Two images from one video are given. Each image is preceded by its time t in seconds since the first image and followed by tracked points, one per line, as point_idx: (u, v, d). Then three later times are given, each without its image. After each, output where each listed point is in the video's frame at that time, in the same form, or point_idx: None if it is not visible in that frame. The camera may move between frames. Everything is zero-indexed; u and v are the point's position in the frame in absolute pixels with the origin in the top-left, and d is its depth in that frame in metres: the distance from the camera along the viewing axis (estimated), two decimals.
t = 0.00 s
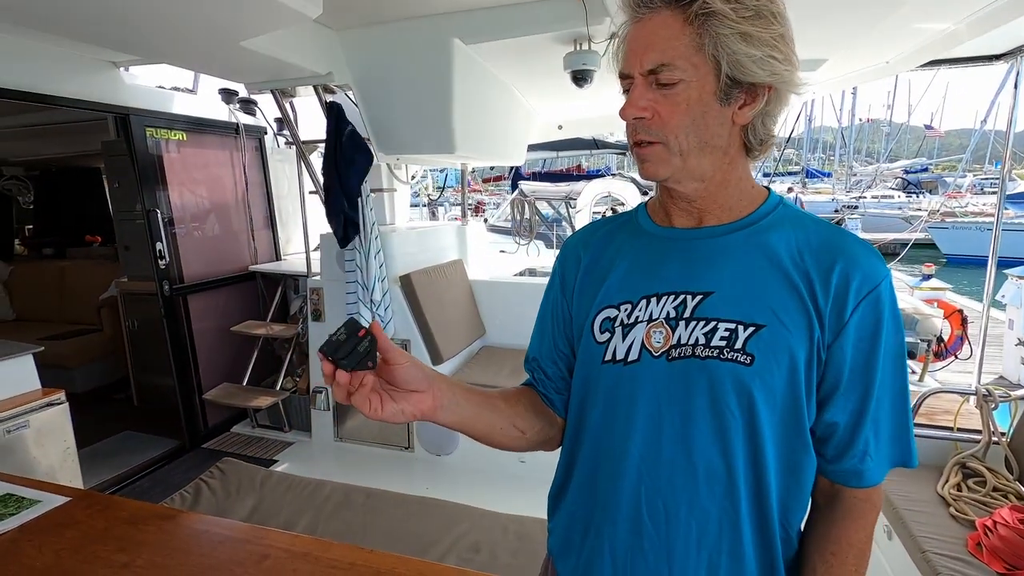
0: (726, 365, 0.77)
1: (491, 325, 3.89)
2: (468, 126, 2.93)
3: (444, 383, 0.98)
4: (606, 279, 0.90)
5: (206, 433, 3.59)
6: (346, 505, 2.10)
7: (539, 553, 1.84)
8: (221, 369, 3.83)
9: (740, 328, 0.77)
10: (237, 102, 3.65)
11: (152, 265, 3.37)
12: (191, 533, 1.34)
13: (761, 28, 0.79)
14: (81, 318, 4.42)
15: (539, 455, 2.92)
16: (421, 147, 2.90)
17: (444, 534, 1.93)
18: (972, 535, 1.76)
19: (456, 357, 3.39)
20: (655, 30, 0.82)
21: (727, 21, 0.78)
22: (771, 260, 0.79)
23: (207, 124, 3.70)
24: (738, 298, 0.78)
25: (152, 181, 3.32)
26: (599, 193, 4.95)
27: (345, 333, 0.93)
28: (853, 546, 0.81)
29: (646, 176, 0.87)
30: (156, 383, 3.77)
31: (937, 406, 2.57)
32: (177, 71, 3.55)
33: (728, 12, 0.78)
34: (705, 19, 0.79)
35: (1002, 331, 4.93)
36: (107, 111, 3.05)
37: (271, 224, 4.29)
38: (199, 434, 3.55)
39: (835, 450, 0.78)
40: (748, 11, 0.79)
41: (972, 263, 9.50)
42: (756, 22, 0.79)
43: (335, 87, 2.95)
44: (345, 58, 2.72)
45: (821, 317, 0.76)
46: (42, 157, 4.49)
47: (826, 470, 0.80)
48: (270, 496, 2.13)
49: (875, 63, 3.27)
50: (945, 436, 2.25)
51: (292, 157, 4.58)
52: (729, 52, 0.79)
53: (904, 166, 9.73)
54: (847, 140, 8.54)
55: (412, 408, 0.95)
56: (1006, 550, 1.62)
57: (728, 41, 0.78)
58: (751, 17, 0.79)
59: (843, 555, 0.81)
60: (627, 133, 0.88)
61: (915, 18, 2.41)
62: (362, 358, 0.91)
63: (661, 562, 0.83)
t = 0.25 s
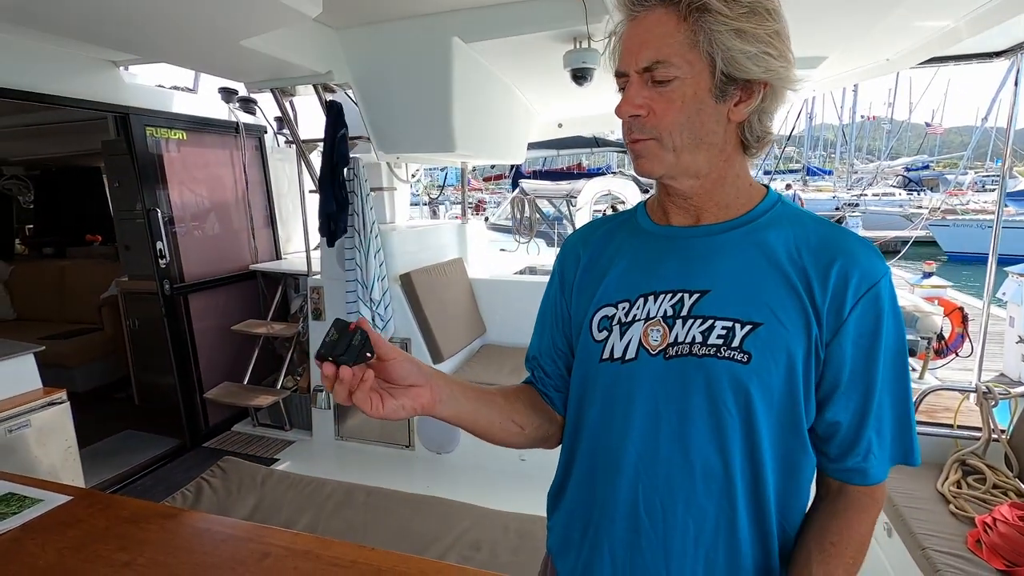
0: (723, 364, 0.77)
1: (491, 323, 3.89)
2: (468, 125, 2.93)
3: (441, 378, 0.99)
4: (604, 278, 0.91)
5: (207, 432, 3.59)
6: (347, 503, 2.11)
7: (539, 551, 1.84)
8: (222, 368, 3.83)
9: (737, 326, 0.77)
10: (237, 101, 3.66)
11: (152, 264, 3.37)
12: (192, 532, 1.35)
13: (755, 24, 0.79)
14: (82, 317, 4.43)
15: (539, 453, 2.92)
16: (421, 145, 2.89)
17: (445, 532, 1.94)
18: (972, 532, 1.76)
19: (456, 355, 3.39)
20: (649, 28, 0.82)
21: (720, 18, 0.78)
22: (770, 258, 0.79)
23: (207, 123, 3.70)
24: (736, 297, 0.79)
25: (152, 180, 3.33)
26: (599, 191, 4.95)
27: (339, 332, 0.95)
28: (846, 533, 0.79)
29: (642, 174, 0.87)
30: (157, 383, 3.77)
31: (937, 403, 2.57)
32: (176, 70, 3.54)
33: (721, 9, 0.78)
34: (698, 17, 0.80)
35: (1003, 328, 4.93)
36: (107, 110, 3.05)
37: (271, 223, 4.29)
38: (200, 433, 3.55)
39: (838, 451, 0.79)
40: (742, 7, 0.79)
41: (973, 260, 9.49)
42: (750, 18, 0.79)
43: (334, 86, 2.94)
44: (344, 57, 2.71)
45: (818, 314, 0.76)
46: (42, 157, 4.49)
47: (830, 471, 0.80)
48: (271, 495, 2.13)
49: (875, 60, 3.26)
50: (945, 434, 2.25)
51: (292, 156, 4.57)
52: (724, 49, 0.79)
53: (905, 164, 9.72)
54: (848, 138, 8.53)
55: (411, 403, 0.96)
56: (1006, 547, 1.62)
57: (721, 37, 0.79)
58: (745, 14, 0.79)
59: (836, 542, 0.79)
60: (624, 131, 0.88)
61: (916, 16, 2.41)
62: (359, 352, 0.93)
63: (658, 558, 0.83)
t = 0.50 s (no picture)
0: (726, 358, 0.77)
1: (494, 321, 3.89)
2: (470, 122, 2.93)
3: (452, 376, 0.99)
4: (607, 274, 0.91)
5: (211, 430, 3.61)
6: (351, 501, 2.11)
7: (543, 548, 1.84)
8: (225, 367, 3.84)
9: (740, 321, 0.77)
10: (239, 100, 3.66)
11: (155, 263, 3.37)
12: (196, 529, 1.35)
13: (757, 17, 0.79)
14: (86, 317, 4.44)
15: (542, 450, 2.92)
16: (422, 143, 2.89)
17: (448, 530, 1.94)
18: (976, 529, 1.76)
19: (459, 354, 3.39)
20: (651, 23, 0.82)
21: (722, 11, 0.78)
22: (773, 253, 0.79)
23: (210, 123, 3.71)
24: (738, 292, 0.79)
25: (155, 180, 3.33)
26: (602, 189, 4.95)
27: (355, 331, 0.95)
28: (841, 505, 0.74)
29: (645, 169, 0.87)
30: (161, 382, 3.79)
31: (941, 400, 2.57)
32: (179, 69, 3.55)
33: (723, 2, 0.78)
34: (699, 11, 0.80)
35: (1007, 325, 4.91)
36: (109, 110, 3.06)
37: (273, 222, 4.30)
38: (204, 432, 3.56)
39: (841, 442, 0.76)
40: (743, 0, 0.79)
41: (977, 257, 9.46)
42: (751, 11, 0.79)
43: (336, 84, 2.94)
44: (346, 55, 2.71)
45: (823, 308, 0.75)
46: (45, 157, 4.51)
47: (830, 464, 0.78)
48: (275, 493, 2.14)
49: (878, 56, 3.25)
50: (949, 431, 2.24)
51: (294, 156, 4.55)
52: (725, 42, 0.79)
53: (908, 161, 9.69)
54: (851, 135, 8.51)
55: (423, 401, 0.95)
56: (1010, 543, 1.62)
57: (723, 30, 0.79)
58: (746, 7, 0.79)
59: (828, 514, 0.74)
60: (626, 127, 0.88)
61: (919, 12, 2.40)
62: (374, 354, 0.93)
63: (662, 552, 0.84)
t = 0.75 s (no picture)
0: (731, 356, 0.76)
1: (497, 321, 3.89)
2: (473, 121, 2.92)
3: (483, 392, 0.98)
4: (614, 272, 0.91)
5: (215, 430, 3.62)
6: (355, 500, 2.11)
7: (547, 547, 1.84)
8: (229, 367, 3.85)
9: (745, 317, 0.76)
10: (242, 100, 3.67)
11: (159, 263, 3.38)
12: (201, 528, 1.35)
13: (765, 12, 0.79)
14: (91, 316, 4.46)
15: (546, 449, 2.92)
16: (426, 142, 2.89)
17: (453, 528, 1.94)
18: (983, 527, 1.75)
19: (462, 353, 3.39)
20: (660, 20, 0.82)
21: (731, 7, 0.78)
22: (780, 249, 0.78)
23: (213, 123, 3.72)
24: (743, 288, 0.78)
25: (159, 180, 3.34)
26: (605, 187, 4.95)
27: (398, 340, 0.97)
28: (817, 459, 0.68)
29: (654, 169, 0.86)
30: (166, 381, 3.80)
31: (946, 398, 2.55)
32: (182, 70, 3.56)
33: None
34: (709, 8, 0.80)
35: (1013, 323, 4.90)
36: (113, 110, 3.06)
37: (277, 222, 4.31)
38: (208, 431, 3.58)
39: (823, 423, 0.71)
40: None
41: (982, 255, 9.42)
42: (760, 6, 0.79)
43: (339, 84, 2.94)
44: (349, 55, 2.71)
45: (826, 300, 0.73)
46: (50, 157, 4.53)
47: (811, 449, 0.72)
48: (280, 492, 2.14)
49: (882, 53, 3.23)
50: (955, 429, 2.23)
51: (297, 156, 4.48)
52: (735, 38, 0.79)
53: (913, 159, 9.66)
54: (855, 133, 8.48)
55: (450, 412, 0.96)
56: (1017, 542, 1.61)
57: (733, 26, 0.79)
58: (755, 2, 0.79)
59: (801, 464, 0.68)
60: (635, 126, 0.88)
61: (924, 9, 2.39)
62: (410, 367, 0.95)
63: (671, 550, 0.83)
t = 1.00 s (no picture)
0: (729, 350, 0.75)
1: (497, 319, 3.89)
2: (473, 120, 2.92)
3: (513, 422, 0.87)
4: (617, 269, 0.91)
5: (215, 429, 3.61)
6: (355, 499, 2.11)
7: (547, 546, 1.84)
8: (228, 366, 3.84)
9: (743, 312, 0.76)
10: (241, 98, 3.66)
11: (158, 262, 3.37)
12: (200, 527, 1.35)
13: (773, 7, 0.78)
14: (90, 316, 4.45)
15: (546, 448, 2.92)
16: (425, 141, 2.88)
17: (453, 527, 1.94)
18: (984, 525, 1.75)
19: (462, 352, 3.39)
20: (667, 15, 0.81)
21: (740, 2, 0.78)
22: (779, 244, 0.77)
23: (212, 122, 3.70)
24: (742, 282, 0.77)
25: (158, 179, 3.33)
26: (605, 186, 4.94)
27: (444, 346, 0.87)
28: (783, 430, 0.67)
29: (661, 167, 0.86)
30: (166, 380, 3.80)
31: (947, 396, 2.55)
32: (181, 68, 3.56)
33: None
34: (717, 2, 0.79)
35: (1013, 321, 4.90)
36: (111, 109, 3.05)
37: (276, 221, 4.30)
38: (207, 431, 3.57)
39: (794, 403, 0.69)
40: None
41: (982, 253, 9.42)
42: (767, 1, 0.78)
43: (339, 83, 2.93)
44: (348, 53, 2.71)
45: (819, 290, 0.72)
46: (49, 157, 4.51)
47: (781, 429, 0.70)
48: (280, 491, 2.14)
49: (883, 51, 3.23)
50: (955, 427, 2.23)
51: (297, 154, 4.53)
52: (743, 33, 0.78)
53: (913, 157, 9.66)
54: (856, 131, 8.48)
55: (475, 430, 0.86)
56: (1018, 540, 1.61)
57: (742, 21, 0.78)
58: None
59: (765, 434, 0.66)
60: (642, 122, 0.87)
61: (926, 6, 2.38)
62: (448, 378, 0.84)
63: (671, 547, 0.83)
